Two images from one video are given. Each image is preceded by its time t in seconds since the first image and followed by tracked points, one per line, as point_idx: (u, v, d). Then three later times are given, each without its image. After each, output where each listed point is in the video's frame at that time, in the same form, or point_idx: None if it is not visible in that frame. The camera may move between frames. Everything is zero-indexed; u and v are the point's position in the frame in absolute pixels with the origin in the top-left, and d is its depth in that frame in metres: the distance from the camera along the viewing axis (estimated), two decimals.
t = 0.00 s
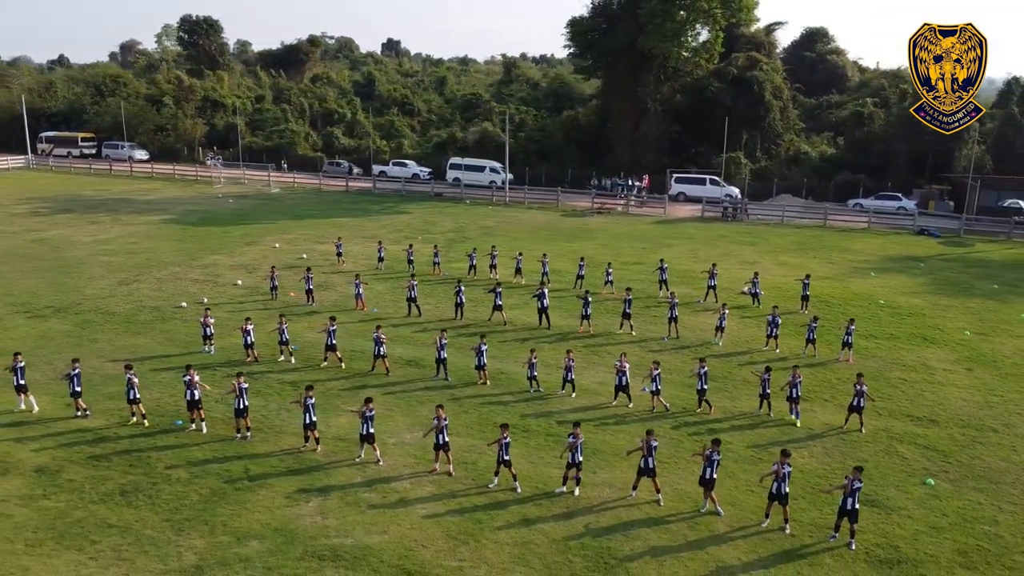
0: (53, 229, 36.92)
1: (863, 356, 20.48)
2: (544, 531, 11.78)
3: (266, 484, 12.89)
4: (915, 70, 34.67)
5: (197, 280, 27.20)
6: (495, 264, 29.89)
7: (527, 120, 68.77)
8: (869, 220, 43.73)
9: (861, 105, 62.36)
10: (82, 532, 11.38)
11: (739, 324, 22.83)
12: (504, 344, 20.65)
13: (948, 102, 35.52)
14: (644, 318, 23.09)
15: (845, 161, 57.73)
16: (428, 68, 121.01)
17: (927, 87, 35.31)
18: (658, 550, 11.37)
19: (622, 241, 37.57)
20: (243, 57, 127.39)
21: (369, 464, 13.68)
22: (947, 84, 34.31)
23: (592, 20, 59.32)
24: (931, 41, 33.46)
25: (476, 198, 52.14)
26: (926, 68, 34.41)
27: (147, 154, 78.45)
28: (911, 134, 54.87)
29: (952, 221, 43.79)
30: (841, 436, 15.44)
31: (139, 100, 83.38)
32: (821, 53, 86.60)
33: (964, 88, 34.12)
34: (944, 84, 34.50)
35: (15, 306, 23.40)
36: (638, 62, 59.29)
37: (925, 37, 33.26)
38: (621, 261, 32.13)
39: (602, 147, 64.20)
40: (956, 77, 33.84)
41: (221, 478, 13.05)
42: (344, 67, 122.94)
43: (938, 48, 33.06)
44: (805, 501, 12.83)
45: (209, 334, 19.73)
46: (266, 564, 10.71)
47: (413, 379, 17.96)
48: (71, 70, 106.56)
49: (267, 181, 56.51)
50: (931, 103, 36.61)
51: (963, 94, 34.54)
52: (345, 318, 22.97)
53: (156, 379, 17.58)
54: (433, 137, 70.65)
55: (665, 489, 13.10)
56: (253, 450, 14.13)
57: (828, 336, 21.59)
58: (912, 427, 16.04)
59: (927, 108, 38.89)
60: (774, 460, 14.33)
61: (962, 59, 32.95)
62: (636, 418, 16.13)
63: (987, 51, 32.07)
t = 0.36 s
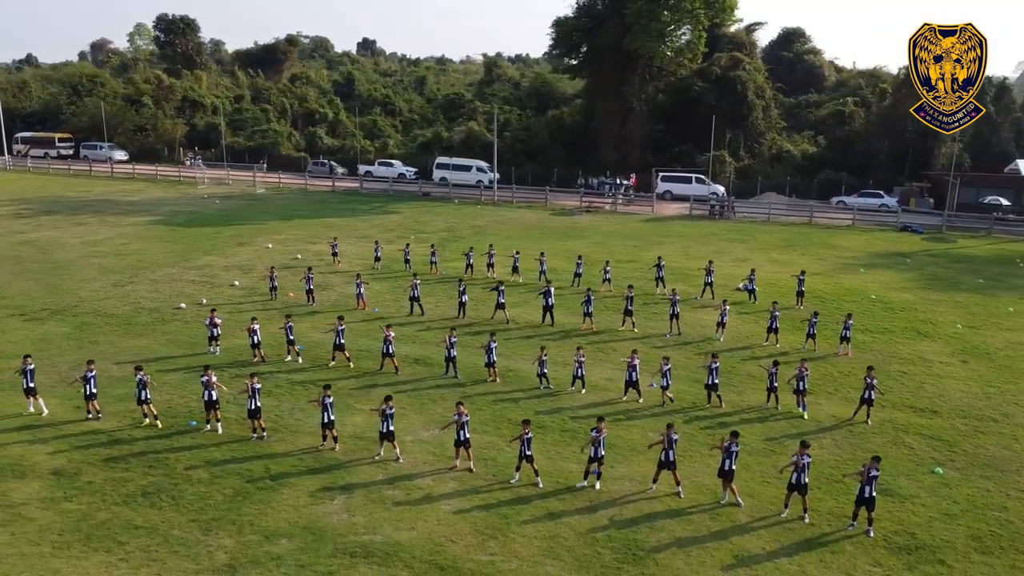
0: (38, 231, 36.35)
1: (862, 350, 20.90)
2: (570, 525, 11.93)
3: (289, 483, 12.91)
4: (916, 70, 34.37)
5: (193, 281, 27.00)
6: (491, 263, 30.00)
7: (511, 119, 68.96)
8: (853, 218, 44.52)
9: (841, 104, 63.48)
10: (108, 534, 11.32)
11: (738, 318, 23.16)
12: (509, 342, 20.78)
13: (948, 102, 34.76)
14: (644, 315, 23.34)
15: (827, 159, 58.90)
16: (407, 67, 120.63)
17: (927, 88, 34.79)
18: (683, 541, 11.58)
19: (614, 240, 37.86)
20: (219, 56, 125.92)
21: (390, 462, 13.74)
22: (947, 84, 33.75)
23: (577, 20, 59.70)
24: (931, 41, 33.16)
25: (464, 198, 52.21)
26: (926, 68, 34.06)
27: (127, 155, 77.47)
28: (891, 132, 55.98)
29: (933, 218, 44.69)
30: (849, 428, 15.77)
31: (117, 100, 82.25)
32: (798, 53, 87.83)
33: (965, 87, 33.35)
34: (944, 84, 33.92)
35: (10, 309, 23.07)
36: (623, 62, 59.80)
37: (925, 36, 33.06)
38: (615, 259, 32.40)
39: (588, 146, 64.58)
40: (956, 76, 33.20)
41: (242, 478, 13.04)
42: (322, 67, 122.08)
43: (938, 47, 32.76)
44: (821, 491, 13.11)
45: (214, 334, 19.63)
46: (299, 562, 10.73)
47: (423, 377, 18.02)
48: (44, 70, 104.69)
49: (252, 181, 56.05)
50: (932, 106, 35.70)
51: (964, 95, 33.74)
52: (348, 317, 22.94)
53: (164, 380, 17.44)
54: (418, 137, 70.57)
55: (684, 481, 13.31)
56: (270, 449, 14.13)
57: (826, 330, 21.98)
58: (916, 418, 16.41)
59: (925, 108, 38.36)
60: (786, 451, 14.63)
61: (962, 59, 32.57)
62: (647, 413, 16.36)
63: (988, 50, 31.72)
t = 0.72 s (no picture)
0: (25, 233, 35.81)
1: (861, 344, 21.28)
2: (593, 518, 12.08)
3: (310, 481, 12.93)
4: (915, 71, 33.33)
5: (190, 283, 26.80)
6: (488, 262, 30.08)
7: (497, 118, 69.07)
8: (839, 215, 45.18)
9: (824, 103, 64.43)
10: (133, 535, 11.29)
11: (738, 314, 23.45)
12: (514, 340, 20.89)
13: (947, 102, 33.59)
14: (645, 312, 23.55)
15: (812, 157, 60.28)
16: (388, 67, 120.09)
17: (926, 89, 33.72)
18: (705, 532, 11.78)
19: (607, 239, 38.10)
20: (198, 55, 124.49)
21: (408, 460, 13.81)
22: (948, 83, 32.90)
23: (563, 20, 59.94)
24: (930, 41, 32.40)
25: (453, 197, 52.23)
26: (926, 69, 33.07)
27: (108, 155, 76.52)
28: (874, 131, 56.90)
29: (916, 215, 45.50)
30: (855, 421, 16.08)
31: (97, 100, 81.14)
32: (778, 53, 88.95)
33: (966, 87, 32.55)
34: (944, 85, 32.92)
35: (6, 312, 22.77)
36: (610, 62, 60.14)
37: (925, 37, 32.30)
38: (610, 257, 32.63)
39: (575, 145, 64.95)
40: (957, 76, 32.50)
41: (262, 477, 13.04)
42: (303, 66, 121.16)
43: (939, 47, 32.05)
44: (835, 482, 13.38)
45: (219, 335, 19.53)
46: (330, 559, 10.80)
47: (432, 376, 18.08)
48: (20, 69, 102.89)
49: (238, 181, 55.58)
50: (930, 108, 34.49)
51: (965, 94, 32.87)
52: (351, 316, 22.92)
53: (171, 381, 17.32)
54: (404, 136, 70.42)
55: (701, 474, 13.51)
56: (288, 449, 14.14)
57: (824, 325, 22.35)
58: (919, 411, 16.75)
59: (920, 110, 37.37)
60: (797, 444, 14.89)
61: (962, 59, 31.98)
62: (657, 408, 16.56)
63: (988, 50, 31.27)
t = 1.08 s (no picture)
0: (10, 235, 35.18)
1: (858, 339, 21.72)
2: (617, 512, 12.24)
3: (334, 480, 12.96)
4: (914, 70, 33.74)
5: (186, 284, 26.57)
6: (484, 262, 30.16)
7: (482, 117, 69.16)
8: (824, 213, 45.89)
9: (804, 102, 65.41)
10: (162, 536, 11.26)
11: (736, 310, 23.78)
12: (519, 338, 21.03)
13: (946, 102, 34.29)
14: (646, 309, 23.79)
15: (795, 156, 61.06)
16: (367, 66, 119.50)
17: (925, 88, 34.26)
18: (729, 523, 12.00)
19: (598, 237, 38.37)
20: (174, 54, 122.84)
21: (429, 457, 13.88)
22: (948, 83, 33.54)
23: (548, 20, 60.14)
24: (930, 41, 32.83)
25: (441, 197, 52.22)
26: (926, 68, 33.55)
27: (87, 156, 75.36)
28: (854, 129, 57.91)
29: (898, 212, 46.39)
30: (861, 412, 16.41)
31: (74, 100, 79.82)
32: (756, 53, 89.97)
33: (965, 87, 33.28)
34: (944, 84, 33.57)
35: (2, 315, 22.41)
36: (595, 63, 60.50)
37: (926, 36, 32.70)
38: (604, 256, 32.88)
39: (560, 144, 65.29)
40: (957, 75, 33.16)
41: (284, 477, 13.05)
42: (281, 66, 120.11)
43: (939, 47, 32.55)
44: (849, 473, 13.67)
45: (224, 336, 19.42)
46: (363, 556, 10.86)
47: (442, 374, 18.15)
48: None
49: (223, 181, 55.02)
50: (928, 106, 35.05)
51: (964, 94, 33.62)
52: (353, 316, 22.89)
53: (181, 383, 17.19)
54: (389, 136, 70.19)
55: (718, 467, 13.75)
56: (307, 448, 14.16)
57: (821, 320, 22.75)
58: (922, 402, 17.12)
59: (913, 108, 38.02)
60: (807, 436, 15.18)
61: (962, 59, 32.71)
62: (667, 403, 16.78)
63: (988, 50, 32.14)
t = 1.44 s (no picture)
0: None
1: (859, 333, 22.11)
2: (645, 505, 12.40)
3: (360, 478, 12.99)
4: (915, 70, 35.94)
5: (186, 285, 26.38)
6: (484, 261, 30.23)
7: (470, 117, 69.13)
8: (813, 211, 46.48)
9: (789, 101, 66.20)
10: (195, 536, 11.25)
11: (738, 307, 24.08)
12: (527, 336, 21.15)
13: (947, 102, 36.37)
14: (649, 306, 24.01)
15: (781, 155, 61.77)
16: (350, 66, 118.81)
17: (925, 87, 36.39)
18: (754, 514, 12.22)
19: (593, 236, 38.60)
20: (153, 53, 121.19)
21: (452, 455, 13.97)
22: (946, 83, 35.60)
23: (537, 20, 60.38)
24: (930, 42, 35.09)
25: (432, 196, 52.21)
26: (926, 68, 35.72)
27: (69, 157, 74.28)
28: (840, 129, 58.67)
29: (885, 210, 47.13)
30: (870, 405, 16.72)
31: (54, 100, 78.60)
32: (738, 53, 90.91)
33: (964, 87, 35.29)
34: (944, 84, 35.68)
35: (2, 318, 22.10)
36: (583, 63, 60.82)
37: (925, 36, 34.98)
38: (601, 254, 33.10)
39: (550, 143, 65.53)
40: (956, 75, 35.24)
41: (311, 476, 13.07)
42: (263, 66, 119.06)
43: (938, 47, 34.74)
44: (865, 464, 13.95)
45: (232, 336, 19.35)
46: (398, 553, 10.92)
47: (455, 373, 18.23)
48: None
49: (211, 182, 54.50)
50: (926, 106, 37.09)
51: (963, 94, 35.57)
52: (359, 315, 22.87)
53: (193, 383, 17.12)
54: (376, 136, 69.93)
55: (738, 460, 13.97)
56: (329, 447, 14.19)
57: (822, 316, 23.11)
58: (927, 395, 17.47)
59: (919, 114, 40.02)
60: (821, 429, 15.44)
61: (962, 59, 34.72)
62: (680, 398, 17.00)
63: (987, 50, 33.91)
